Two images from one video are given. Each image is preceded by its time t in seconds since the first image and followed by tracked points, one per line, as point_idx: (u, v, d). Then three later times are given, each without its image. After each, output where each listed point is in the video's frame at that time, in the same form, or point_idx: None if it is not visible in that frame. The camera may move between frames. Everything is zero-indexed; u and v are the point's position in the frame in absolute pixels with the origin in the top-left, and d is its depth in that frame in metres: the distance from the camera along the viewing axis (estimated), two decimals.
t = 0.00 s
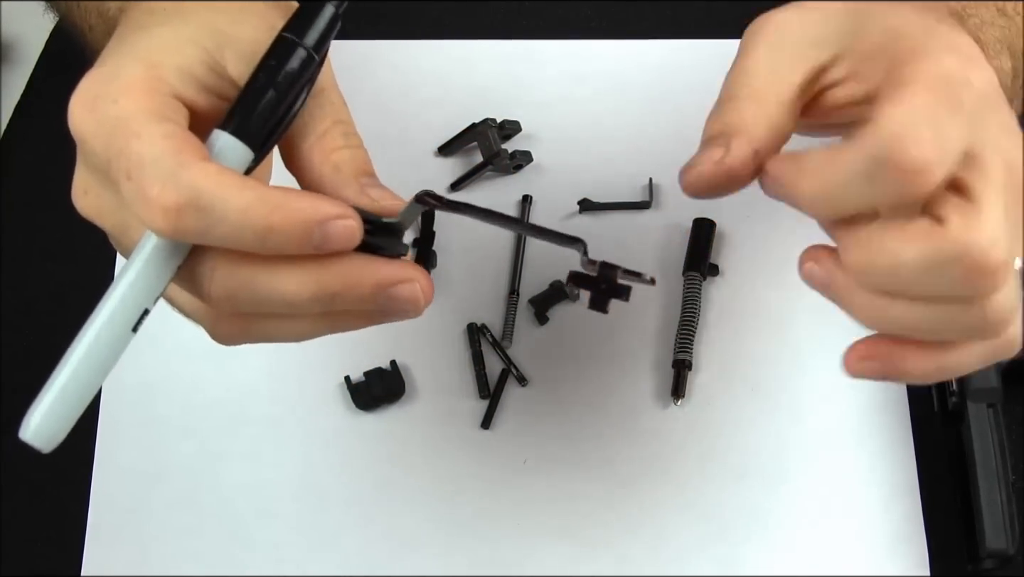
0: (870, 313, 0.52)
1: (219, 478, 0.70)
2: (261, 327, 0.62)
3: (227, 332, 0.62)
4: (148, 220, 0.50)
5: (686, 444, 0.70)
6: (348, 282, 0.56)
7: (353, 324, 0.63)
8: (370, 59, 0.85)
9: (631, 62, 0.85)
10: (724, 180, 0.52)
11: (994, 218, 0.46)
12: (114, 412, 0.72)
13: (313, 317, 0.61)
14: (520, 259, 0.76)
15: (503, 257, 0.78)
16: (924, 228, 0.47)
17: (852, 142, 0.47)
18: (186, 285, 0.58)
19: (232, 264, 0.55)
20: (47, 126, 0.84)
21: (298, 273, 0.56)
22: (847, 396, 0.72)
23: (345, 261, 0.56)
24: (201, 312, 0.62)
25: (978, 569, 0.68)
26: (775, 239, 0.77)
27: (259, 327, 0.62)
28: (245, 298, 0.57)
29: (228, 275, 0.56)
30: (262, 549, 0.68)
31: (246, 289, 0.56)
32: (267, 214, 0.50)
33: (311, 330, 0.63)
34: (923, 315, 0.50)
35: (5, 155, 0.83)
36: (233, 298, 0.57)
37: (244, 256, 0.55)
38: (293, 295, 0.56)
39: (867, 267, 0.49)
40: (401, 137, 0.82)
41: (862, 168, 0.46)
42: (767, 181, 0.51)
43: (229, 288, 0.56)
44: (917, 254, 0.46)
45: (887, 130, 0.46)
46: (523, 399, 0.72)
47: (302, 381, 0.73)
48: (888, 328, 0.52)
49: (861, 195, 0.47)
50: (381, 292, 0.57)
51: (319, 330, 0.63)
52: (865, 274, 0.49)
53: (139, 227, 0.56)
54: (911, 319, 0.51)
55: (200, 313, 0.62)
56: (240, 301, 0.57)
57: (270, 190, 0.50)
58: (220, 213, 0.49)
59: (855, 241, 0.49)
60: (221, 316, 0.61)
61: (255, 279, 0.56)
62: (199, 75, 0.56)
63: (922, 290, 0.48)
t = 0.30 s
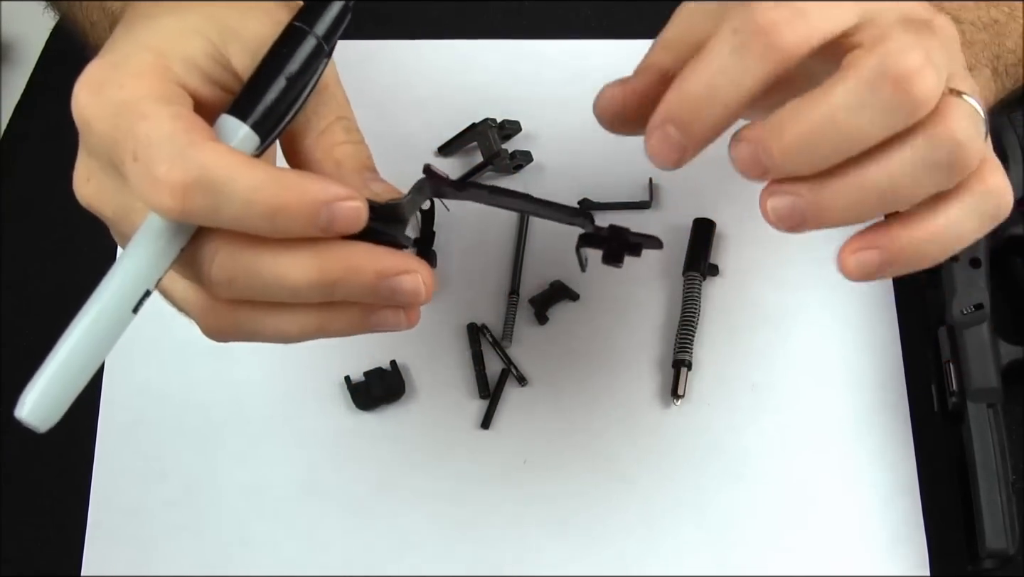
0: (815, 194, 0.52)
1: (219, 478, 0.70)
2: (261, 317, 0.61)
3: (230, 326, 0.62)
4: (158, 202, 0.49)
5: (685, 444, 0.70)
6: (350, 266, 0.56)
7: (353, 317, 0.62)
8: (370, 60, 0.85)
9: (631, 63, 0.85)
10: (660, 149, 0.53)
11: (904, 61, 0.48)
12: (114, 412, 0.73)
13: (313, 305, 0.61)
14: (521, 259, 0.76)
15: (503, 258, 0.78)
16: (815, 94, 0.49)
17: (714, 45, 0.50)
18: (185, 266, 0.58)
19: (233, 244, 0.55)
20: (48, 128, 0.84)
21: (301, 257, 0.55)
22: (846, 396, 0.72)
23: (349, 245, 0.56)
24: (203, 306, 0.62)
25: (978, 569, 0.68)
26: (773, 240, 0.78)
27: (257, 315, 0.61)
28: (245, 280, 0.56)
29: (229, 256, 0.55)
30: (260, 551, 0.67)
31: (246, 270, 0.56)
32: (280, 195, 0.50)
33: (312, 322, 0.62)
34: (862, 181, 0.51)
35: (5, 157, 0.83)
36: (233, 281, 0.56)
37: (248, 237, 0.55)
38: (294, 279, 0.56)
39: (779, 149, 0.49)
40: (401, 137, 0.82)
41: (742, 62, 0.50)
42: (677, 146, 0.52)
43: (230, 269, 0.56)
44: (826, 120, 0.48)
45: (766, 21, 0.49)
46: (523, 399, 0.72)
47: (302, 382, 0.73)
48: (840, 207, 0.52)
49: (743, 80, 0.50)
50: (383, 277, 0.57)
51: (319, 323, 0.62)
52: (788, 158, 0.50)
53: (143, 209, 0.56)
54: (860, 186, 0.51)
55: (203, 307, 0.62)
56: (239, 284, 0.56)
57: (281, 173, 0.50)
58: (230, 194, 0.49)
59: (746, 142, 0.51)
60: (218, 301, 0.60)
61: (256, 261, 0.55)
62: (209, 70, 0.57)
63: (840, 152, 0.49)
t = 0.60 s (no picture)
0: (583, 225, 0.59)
1: (220, 478, 0.70)
2: (308, 102, 0.53)
3: (290, 134, 0.57)
4: (234, 17, 0.50)
5: (685, 444, 0.70)
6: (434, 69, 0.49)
7: (403, 95, 0.53)
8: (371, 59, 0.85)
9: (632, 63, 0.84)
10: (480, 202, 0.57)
11: (759, 183, 0.55)
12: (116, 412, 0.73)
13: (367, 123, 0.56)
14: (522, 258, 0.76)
15: (503, 257, 0.77)
16: (632, 207, 0.56)
17: (612, 135, 0.49)
18: (217, 47, 0.52)
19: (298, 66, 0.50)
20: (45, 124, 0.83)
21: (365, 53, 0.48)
22: (846, 396, 0.72)
23: (410, 59, 0.48)
24: (251, 121, 0.57)
25: (977, 569, 0.67)
26: (774, 239, 0.77)
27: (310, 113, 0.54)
28: (311, 80, 0.51)
29: (284, 50, 0.49)
30: (263, 549, 0.68)
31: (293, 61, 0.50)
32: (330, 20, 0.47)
33: (359, 89, 0.52)
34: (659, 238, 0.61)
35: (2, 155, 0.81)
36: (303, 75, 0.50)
37: (293, 33, 0.49)
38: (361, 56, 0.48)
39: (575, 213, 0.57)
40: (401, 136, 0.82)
41: (677, 23, 0.53)
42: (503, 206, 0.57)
43: (284, 63, 0.50)
44: (632, 221, 0.57)
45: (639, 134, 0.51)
46: (522, 399, 0.72)
47: (302, 381, 0.73)
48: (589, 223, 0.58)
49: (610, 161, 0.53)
50: (449, 95, 0.50)
51: (370, 108, 0.54)
52: (593, 219, 0.57)
53: (199, 23, 0.51)
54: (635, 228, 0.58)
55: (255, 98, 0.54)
56: (292, 92, 0.52)
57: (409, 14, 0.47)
58: (344, 17, 0.46)
59: (544, 205, 0.57)
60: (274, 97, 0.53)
61: (304, 62, 0.50)
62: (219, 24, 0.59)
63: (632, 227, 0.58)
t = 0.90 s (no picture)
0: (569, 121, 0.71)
1: (219, 478, 0.70)
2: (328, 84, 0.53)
3: (292, 117, 0.57)
4: None
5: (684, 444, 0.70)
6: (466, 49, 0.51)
7: (422, 90, 0.55)
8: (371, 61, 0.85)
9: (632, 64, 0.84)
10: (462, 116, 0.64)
11: (726, 153, 0.63)
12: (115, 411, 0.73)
13: (368, 112, 0.57)
14: (521, 258, 0.76)
15: (503, 257, 0.77)
16: (611, 151, 0.63)
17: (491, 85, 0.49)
18: (244, 18, 0.51)
19: (329, 41, 0.50)
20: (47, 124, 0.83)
21: (410, 32, 0.50)
22: (846, 396, 0.72)
23: (454, 39, 0.50)
24: (259, 108, 0.58)
25: (977, 569, 0.67)
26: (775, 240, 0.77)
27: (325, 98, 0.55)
28: (336, 59, 0.51)
29: (316, 24, 0.50)
30: (261, 549, 0.68)
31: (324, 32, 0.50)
32: None
33: (386, 78, 0.53)
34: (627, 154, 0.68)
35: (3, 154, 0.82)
36: (329, 52, 0.51)
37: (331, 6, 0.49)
38: (403, 37, 0.50)
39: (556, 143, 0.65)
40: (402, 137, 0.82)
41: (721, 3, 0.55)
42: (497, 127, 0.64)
43: (313, 36, 0.50)
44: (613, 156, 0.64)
45: (660, 116, 0.57)
46: (522, 400, 0.72)
47: (302, 381, 0.73)
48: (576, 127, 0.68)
49: (620, 126, 0.58)
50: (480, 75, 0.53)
51: (386, 100, 0.54)
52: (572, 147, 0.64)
53: None
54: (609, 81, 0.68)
55: (267, 77, 0.55)
56: (316, 67, 0.52)
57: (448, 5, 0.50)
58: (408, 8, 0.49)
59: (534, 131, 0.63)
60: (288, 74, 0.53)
61: (333, 35, 0.50)
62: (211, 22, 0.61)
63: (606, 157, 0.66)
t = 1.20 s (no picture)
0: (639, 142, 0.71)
1: (219, 478, 0.70)
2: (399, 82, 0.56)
3: (364, 110, 0.62)
4: None
5: (684, 444, 0.70)
6: (534, 65, 0.53)
7: (492, 94, 0.57)
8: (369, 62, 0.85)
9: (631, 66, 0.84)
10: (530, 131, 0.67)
11: (806, 91, 0.58)
12: (114, 411, 0.73)
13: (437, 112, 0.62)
14: (521, 258, 0.76)
15: (503, 256, 0.77)
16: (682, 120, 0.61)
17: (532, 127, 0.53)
18: (318, 22, 0.55)
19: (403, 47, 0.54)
20: (48, 125, 0.83)
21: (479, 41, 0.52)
22: (846, 396, 0.72)
23: (527, 49, 0.52)
24: (323, 100, 0.62)
25: (977, 569, 0.67)
26: (775, 240, 0.77)
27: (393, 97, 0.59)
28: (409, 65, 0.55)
29: (394, 29, 0.53)
30: (261, 549, 0.68)
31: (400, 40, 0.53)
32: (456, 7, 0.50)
33: (455, 82, 0.56)
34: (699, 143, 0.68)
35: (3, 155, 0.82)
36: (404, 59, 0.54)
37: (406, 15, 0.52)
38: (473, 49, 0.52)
39: (623, 136, 0.65)
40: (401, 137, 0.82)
41: None
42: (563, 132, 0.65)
43: (392, 40, 0.53)
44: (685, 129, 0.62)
45: (709, 62, 0.54)
46: (522, 400, 0.72)
47: (302, 381, 0.73)
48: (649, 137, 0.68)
49: (680, 90, 0.56)
50: (548, 85, 0.55)
51: (454, 100, 0.58)
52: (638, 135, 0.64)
53: None
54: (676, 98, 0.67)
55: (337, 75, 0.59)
56: (391, 70, 0.55)
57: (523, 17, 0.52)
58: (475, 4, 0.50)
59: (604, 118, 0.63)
60: (361, 72, 0.57)
61: (410, 41, 0.53)
62: (223, 14, 0.66)
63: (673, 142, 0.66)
